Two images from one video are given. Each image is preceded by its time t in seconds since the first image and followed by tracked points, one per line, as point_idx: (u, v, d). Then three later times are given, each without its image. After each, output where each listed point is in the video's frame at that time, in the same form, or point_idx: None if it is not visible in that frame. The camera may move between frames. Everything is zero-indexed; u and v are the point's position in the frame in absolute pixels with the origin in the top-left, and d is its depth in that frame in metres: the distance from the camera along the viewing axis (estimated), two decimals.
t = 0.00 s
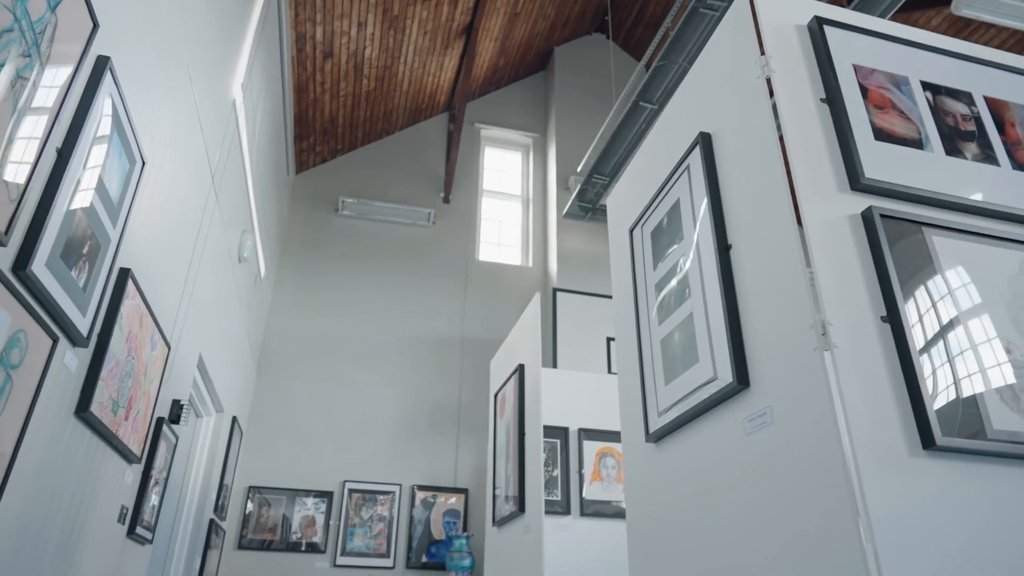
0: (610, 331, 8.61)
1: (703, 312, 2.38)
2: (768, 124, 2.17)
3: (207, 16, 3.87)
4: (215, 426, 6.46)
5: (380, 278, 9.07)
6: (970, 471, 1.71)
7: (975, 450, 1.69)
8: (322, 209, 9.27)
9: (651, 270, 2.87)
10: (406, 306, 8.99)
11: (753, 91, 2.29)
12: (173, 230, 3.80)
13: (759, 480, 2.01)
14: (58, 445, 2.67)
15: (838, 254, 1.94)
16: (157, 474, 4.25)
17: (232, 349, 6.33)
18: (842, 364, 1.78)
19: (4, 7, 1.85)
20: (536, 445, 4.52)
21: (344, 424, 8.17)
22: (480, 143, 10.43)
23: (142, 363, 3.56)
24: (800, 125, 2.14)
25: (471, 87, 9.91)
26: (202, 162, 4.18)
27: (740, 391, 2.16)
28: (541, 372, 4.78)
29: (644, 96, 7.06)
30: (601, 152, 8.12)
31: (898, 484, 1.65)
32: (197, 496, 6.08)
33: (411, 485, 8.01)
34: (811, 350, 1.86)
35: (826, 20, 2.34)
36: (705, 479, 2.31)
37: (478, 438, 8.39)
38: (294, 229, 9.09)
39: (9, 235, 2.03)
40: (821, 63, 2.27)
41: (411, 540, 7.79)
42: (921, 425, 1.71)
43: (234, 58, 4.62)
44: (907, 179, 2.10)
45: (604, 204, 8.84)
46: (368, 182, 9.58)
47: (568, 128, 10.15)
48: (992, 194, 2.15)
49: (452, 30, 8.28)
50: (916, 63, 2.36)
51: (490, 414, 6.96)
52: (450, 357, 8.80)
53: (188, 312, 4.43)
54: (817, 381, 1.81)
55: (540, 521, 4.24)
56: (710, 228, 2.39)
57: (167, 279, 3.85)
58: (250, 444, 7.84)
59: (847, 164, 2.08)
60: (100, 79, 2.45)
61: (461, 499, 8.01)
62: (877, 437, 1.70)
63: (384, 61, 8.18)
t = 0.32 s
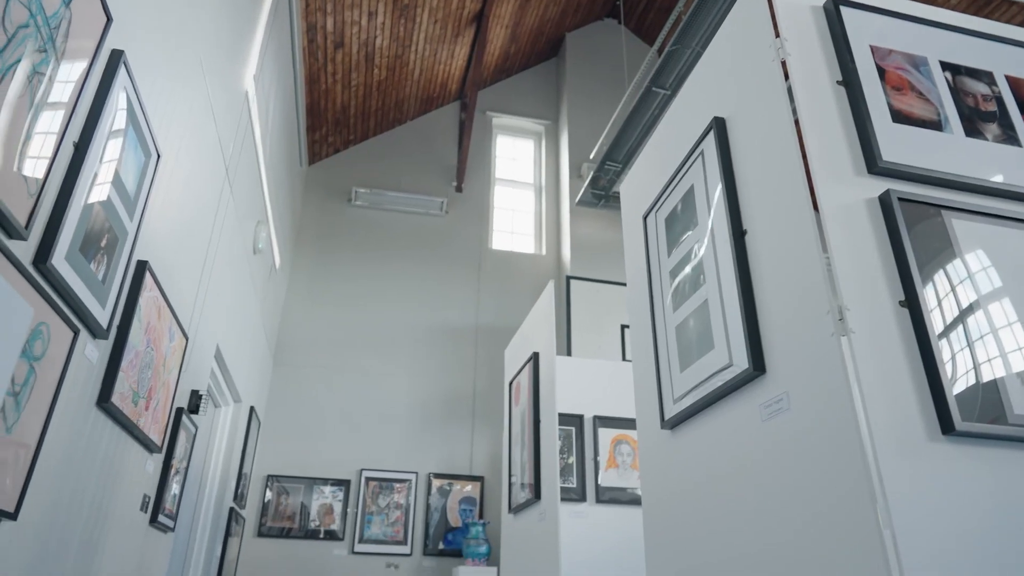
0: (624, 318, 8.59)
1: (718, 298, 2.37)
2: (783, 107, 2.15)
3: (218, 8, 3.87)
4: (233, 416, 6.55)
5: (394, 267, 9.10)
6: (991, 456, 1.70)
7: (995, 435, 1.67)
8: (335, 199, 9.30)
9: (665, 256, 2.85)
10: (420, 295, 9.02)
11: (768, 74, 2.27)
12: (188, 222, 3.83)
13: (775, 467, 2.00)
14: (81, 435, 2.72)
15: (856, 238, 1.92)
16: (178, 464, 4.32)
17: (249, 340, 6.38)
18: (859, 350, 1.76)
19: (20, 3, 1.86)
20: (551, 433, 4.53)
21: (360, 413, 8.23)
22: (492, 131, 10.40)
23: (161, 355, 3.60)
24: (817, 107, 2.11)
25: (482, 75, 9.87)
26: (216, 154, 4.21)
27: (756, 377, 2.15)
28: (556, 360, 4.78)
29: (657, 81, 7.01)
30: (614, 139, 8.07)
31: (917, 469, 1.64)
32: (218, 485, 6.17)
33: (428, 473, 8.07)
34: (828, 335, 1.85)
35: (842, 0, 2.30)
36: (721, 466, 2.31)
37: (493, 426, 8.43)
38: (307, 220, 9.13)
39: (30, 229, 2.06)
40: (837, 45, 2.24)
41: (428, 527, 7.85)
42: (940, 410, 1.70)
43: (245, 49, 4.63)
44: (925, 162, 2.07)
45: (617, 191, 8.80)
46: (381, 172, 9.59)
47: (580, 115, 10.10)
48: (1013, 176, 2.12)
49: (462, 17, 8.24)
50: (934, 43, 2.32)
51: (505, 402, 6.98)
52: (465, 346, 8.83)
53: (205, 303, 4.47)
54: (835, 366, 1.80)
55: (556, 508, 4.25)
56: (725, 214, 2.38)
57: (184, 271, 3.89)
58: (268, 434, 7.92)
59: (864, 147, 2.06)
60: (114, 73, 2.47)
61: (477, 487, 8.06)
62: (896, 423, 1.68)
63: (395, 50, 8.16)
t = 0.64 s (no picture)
0: (638, 305, 8.57)
1: (733, 284, 2.36)
2: (799, 91, 2.12)
3: None
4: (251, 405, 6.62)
5: (407, 257, 9.13)
6: (1011, 441, 1.68)
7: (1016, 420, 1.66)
8: (348, 189, 9.33)
9: (680, 243, 2.84)
10: (434, 285, 9.04)
11: (784, 57, 2.24)
12: (204, 214, 3.86)
13: (792, 452, 2.00)
14: (103, 425, 2.76)
15: (873, 222, 1.89)
16: (197, 453, 4.37)
17: (265, 330, 6.43)
18: (876, 334, 1.75)
19: None
20: (567, 420, 4.54)
21: (375, 402, 8.29)
22: (505, 119, 10.37)
23: (179, 346, 3.64)
24: (833, 89, 2.08)
25: (493, 62, 9.83)
26: (230, 146, 4.23)
27: (772, 363, 2.14)
28: (571, 348, 4.77)
29: (670, 66, 6.95)
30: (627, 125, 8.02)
31: (935, 453, 1.63)
32: (237, 473, 6.25)
33: (443, 461, 8.13)
34: (845, 321, 1.84)
35: None
36: (736, 451, 2.31)
37: (508, 414, 8.46)
38: (321, 210, 9.16)
39: (49, 222, 2.09)
40: (854, 26, 2.20)
41: (444, 515, 7.91)
42: (960, 395, 1.69)
43: (257, 40, 4.64)
44: (944, 144, 2.04)
45: (630, 177, 8.76)
46: (393, 162, 9.59)
47: (592, 102, 10.03)
48: None
49: (473, 4, 8.19)
50: (954, 22, 2.28)
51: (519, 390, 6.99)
52: (479, 334, 8.86)
53: (221, 294, 4.51)
54: (852, 352, 1.79)
55: (572, 494, 4.26)
56: (740, 199, 2.36)
57: (200, 262, 3.93)
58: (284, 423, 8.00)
59: (882, 130, 2.03)
60: (128, 66, 2.48)
61: (493, 474, 8.11)
62: (914, 408, 1.67)
63: (406, 39, 8.14)
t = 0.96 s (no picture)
0: (653, 292, 8.54)
1: (748, 270, 2.34)
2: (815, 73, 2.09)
3: None
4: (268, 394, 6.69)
5: (420, 247, 9.15)
6: None
7: None
8: (361, 179, 9.35)
9: (694, 229, 2.82)
10: (448, 273, 9.06)
11: (799, 40, 2.21)
12: (219, 206, 3.89)
13: (808, 439, 1.99)
14: (124, 416, 2.80)
15: (890, 205, 1.87)
16: (216, 442, 4.43)
17: (280, 320, 6.47)
18: (894, 319, 1.74)
19: None
20: (582, 407, 4.54)
21: (391, 391, 8.34)
22: (517, 107, 10.34)
23: (197, 337, 3.68)
24: (850, 71, 2.05)
25: (505, 49, 9.79)
26: (244, 137, 4.25)
27: (788, 349, 2.13)
28: (585, 335, 4.77)
29: (683, 50, 6.87)
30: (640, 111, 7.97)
31: (953, 439, 1.62)
32: (255, 461, 6.32)
33: (459, 449, 8.18)
34: (863, 306, 1.82)
35: None
36: (752, 437, 2.31)
37: (523, 402, 8.49)
38: (334, 200, 9.19)
39: (68, 216, 2.11)
40: (871, 6, 2.17)
41: (460, 502, 7.96)
42: (980, 380, 1.67)
43: (269, 31, 4.65)
44: (964, 125, 2.01)
45: (643, 164, 8.70)
46: (406, 151, 9.60)
47: (605, 87, 9.96)
48: None
49: None
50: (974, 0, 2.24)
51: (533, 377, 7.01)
52: (493, 322, 8.87)
53: (237, 284, 4.55)
54: (870, 337, 1.77)
55: (587, 482, 4.28)
56: (755, 184, 2.34)
57: (216, 253, 3.96)
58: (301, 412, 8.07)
59: (900, 111, 2.00)
60: (142, 59, 2.50)
61: (508, 462, 8.15)
62: (932, 392, 1.66)
63: (417, 27, 8.12)
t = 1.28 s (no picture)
0: (667, 280, 8.51)
1: (764, 256, 2.32)
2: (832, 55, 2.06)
3: None
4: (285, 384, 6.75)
5: (434, 236, 9.16)
6: None
7: None
8: (374, 169, 9.37)
9: (709, 215, 2.81)
10: (461, 262, 9.07)
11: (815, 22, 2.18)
12: (233, 198, 3.91)
13: (826, 424, 1.98)
14: (144, 406, 2.84)
15: (909, 188, 1.84)
16: (235, 431, 4.48)
17: (296, 310, 6.51)
18: (913, 304, 1.72)
19: None
20: (596, 395, 4.54)
21: (406, 380, 8.39)
22: (529, 94, 10.29)
23: (214, 327, 3.71)
24: (868, 53, 2.01)
25: (516, 36, 9.74)
26: (257, 128, 4.27)
27: (805, 335, 2.11)
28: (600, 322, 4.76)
29: (697, 34, 6.79)
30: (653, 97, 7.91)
31: (974, 424, 1.60)
32: (273, 450, 6.39)
33: (474, 437, 8.22)
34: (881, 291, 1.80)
35: None
36: (768, 424, 2.30)
37: (537, 390, 8.51)
38: (347, 190, 9.21)
39: (86, 209, 2.13)
40: None
41: (476, 490, 8.01)
42: (1000, 364, 1.65)
43: (281, 21, 4.66)
44: (985, 106, 1.97)
45: (656, 150, 8.65)
46: (418, 141, 9.60)
47: (617, 73, 9.88)
48: None
49: None
50: None
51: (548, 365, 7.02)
52: (507, 311, 8.88)
53: (253, 275, 4.58)
54: (889, 322, 1.75)
55: (602, 469, 4.29)
56: (771, 168, 2.32)
57: (232, 245, 3.99)
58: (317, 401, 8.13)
59: (919, 93, 1.97)
60: (156, 52, 2.51)
61: (523, 450, 8.19)
62: (952, 377, 1.64)
63: (428, 15, 8.08)
